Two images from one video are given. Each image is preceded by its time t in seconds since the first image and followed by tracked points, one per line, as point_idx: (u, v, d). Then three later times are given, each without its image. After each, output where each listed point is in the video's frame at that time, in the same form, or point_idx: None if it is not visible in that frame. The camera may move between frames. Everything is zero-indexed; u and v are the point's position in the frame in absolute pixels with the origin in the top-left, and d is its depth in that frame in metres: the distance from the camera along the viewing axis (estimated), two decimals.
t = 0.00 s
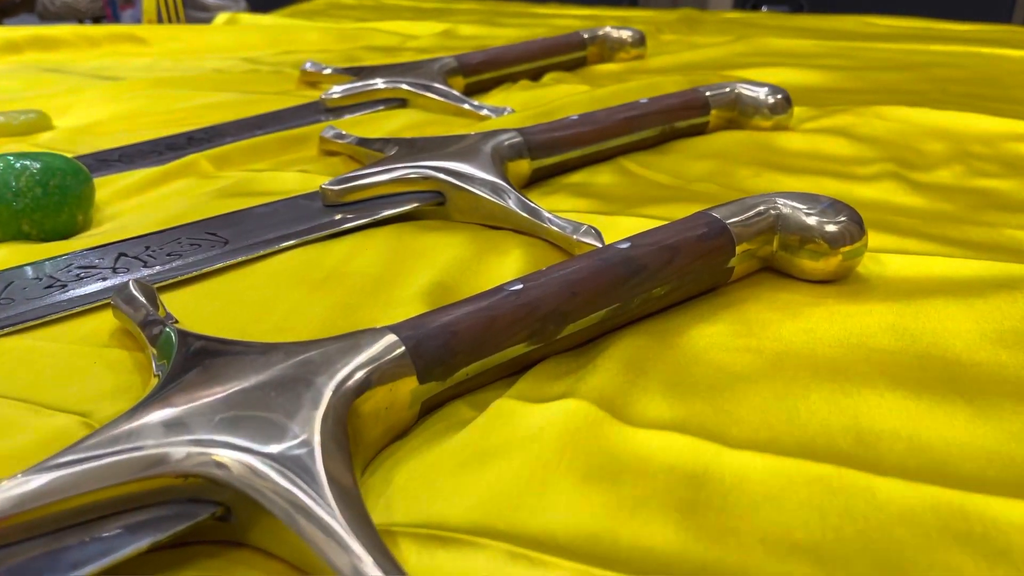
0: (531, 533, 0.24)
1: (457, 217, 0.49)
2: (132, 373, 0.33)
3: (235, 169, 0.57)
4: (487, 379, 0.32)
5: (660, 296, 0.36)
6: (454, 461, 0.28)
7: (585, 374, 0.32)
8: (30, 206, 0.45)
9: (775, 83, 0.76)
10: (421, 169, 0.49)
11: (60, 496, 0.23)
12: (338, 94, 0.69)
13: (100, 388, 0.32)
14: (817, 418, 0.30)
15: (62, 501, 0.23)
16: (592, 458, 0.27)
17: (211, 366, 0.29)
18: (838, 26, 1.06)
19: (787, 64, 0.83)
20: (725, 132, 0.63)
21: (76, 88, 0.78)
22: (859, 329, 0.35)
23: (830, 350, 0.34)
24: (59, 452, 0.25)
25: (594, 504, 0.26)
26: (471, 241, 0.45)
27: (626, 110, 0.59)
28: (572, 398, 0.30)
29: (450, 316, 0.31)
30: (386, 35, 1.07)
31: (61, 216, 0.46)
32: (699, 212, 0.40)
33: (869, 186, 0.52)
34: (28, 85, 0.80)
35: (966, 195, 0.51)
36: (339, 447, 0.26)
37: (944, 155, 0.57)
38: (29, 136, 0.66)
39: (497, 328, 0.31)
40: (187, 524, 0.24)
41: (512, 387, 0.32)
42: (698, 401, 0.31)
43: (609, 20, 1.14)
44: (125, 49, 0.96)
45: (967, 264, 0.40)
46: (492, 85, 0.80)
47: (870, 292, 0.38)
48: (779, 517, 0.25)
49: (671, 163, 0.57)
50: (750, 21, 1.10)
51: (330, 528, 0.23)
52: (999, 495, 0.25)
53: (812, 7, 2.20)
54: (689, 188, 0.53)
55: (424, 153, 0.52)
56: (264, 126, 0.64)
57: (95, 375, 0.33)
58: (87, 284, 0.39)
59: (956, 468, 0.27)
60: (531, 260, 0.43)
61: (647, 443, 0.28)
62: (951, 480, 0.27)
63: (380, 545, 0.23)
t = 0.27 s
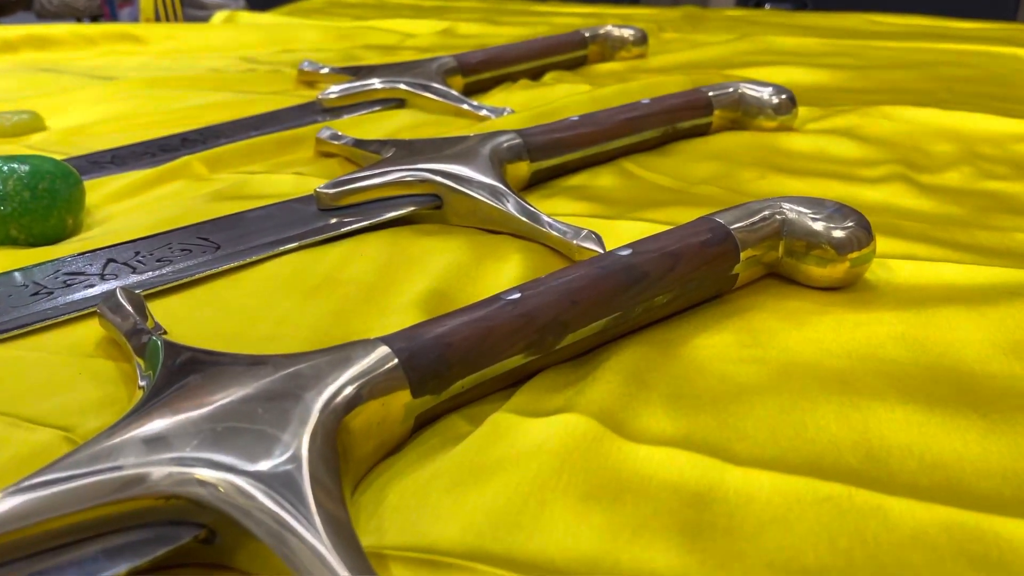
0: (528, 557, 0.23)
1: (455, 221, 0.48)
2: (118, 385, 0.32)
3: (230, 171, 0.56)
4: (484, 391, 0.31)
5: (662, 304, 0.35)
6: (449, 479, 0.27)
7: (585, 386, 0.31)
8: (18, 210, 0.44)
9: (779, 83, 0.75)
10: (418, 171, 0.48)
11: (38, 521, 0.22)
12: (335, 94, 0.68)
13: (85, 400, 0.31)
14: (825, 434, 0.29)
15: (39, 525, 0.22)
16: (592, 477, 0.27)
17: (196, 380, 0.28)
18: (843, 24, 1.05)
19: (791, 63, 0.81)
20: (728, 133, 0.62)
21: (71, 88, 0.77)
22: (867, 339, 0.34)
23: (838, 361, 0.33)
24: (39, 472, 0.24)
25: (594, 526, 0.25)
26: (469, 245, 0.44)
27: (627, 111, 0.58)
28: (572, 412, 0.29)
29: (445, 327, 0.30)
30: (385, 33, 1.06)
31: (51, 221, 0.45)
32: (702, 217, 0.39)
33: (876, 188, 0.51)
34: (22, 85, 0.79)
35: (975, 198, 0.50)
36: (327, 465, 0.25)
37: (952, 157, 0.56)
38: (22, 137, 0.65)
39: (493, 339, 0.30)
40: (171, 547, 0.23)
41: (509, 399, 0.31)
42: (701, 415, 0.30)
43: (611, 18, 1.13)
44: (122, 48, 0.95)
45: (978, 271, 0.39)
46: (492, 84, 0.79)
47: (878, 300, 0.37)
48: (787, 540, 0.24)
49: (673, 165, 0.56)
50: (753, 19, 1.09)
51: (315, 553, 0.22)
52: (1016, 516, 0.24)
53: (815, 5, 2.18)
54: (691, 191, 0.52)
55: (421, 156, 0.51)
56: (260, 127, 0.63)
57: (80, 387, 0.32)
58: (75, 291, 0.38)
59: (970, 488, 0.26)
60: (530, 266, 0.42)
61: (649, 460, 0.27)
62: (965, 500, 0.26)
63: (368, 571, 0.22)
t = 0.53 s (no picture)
0: None
1: (455, 223, 0.47)
2: (108, 394, 0.31)
3: (226, 172, 0.55)
4: (485, 402, 0.30)
5: (668, 310, 0.34)
6: (448, 495, 0.26)
7: (590, 396, 0.30)
8: (8, 213, 0.43)
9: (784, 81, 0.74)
10: (417, 172, 0.47)
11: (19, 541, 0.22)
12: (334, 93, 0.67)
13: (73, 410, 0.31)
14: (838, 447, 0.28)
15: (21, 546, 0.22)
16: (597, 493, 0.26)
17: (186, 390, 0.27)
18: (848, 21, 1.04)
19: (796, 61, 0.80)
20: (733, 132, 0.61)
21: (67, 87, 0.76)
22: (880, 346, 0.33)
23: (849, 370, 0.32)
24: (23, 488, 0.23)
25: (598, 547, 0.24)
26: (469, 248, 0.43)
27: (631, 110, 0.57)
28: (575, 424, 0.28)
29: (444, 335, 0.29)
30: (385, 31, 1.05)
31: (42, 223, 0.44)
32: (708, 220, 0.38)
33: (885, 189, 0.50)
34: (17, 84, 0.78)
35: (986, 199, 0.49)
36: (321, 482, 0.24)
37: (962, 157, 0.55)
38: (16, 137, 0.64)
39: (494, 348, 0.29)
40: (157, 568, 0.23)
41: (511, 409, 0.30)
42: (709, 427, 0.29)
43: (613, 15, 1.12)
44: (119, 46, 0.94)
45: (993, 275, 0.37)
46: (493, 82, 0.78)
47: (890, 305, 0.36)
48: (799, 560, 0.23)
49: (678, 165, 0.55)
50: (756, 16, 1.08)
51: None
52: None
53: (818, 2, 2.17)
54: (696, 192, 0.51)
55: (420, 156, 0.50)
56: (257, 127, 0.62)
57: (69, 397, 0.31)
58: (65, 296, 0.37)
59: (991, 504, 0.25)
60: (532, 270, 0.41)
61: (655, 476, 0.26)
62: (985, 517, 0.25)
63: None
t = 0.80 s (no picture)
0: None
1: (453, 226, 0.46)
2: (94, 406, 0.31)
3: (220, 173, 0.54)
4: (482, 413, 0.29)
5: (671, 316, 0.33)
6: (443, 512, 0.25)
7: (590, 407, 0.29)
8: None
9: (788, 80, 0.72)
10: (414, 174, 0.46)
11: None
12: (331, 92, 0.66)
13: (58, 422, 0.30)
14: (847, 461, 0.27)
15: None
16: (598, 512, 0.25)
17: (170, 404, 0.26)
18: (851, 18, 1.03)
19: (800, 58, 0.79)
20: (737, 132, 0.60)
21: (61, 86, 0.75)
22: (890, 354, 0.32)
23: (859, 379, 0.31)
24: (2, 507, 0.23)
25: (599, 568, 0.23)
26: (467, 252, 0.42)
27: (632, 109, 0.56)
28: (575, 437, 0.27)
29: (440, 345, 0.28)
30: (384, 28, 1.04)
31: (30, 228, 0.43)
32: (712, 224, 0.37)
33: (892, 190, 0.48)
34: (11, 83, 0.77)
35: (996, 200, 0.47)
36: (309, 501, 0.23)
37: (970, 157, 0.54)
38: (8, 138, 0.63)
39: (490, 358, 0.28)
40: None
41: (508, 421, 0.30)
42: (714, 440, 0.28)
43: (613, 12, 1.11)
44: (114, 45, 0.94)
45: (1005, 279, 0.36)
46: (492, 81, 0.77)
47: (900, 311, 0.35)
48: None
49: (680, 165, 0.54)
50: (759, 13, 1.07)
51: None
52: None
53: None
54: (699, 193, 0.49)
55: (418, 157, 0.49)
56: (252, 127, 0.61)
57: (53, 408, 0.30)
58: (52, 303, 0.36)
59: (1008, 521, 0.24)
60: (531, 275, 0.40)
61: (658, 492, 0.25)
62: (1002, 535, 0.24)
63: None
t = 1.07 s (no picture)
0: None
1: (447, 228, 0.45)
2: (72, 417, 0.30)
3: (210, 173, 0.53)
4: (472, 425, 0.28)
5: (669, 323, 0.32)
6: (430, 531, 0.24)
7: (585, 418, 0.28)
8: None
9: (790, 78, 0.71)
10: (407, 174, 0.45)
11: None
12: (324, 91, 0.65)
13: (33, 435, 0.29)
14: (852, 476, 0.26)
15: None
16: (591, 531, 0.24)
17: (146, 419, 0.25)
18: (853, 14, 1.02)
19: (802, 56, 0.78)
20: (737, 131, 0.58)
21: (51, 85, 0.74)
22: (896, 361, 0.31)
23: (864, 388, 0.30)
24: None
25: None
26: (460, 255, 0.41)
27: (631, 107, 0.55)
28: (569, 451, 0.26)
29: (428, 354, 0.27)
30: (380, 26, 1.03)
31: (13, 230, 0.42)
32: (712, 226, 0.36)
33: (896, 190, 0.47)
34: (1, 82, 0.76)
35: (1003, 200, 0.46)
36: (287, 521, 0.22)
37: (976, 156, 0.53)
38: None
39: (481, 369, 0.27)
40: None
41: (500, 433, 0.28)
42: (713, 452, 0.27)
43: (613, 9, 1.10)
44: (108, 43, 0.93)
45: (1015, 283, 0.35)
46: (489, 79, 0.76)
47: (905, 317, 0.34)
48: None
49: (679, 165, 0.53)
50: (760, 10, 1.05)
51: None
52: None
53: None
54: (699, 194, 0.48)
55: (411, 157, 0.48)
56: (244, 126, 0.60)
57: (29, 419, 0.29)
58: (32, 309, 0.35)
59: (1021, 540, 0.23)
60: (525, 279, 0.39)
61: (654, 510, 0.24)
62: (1016, 555, 0.22)
63: None
